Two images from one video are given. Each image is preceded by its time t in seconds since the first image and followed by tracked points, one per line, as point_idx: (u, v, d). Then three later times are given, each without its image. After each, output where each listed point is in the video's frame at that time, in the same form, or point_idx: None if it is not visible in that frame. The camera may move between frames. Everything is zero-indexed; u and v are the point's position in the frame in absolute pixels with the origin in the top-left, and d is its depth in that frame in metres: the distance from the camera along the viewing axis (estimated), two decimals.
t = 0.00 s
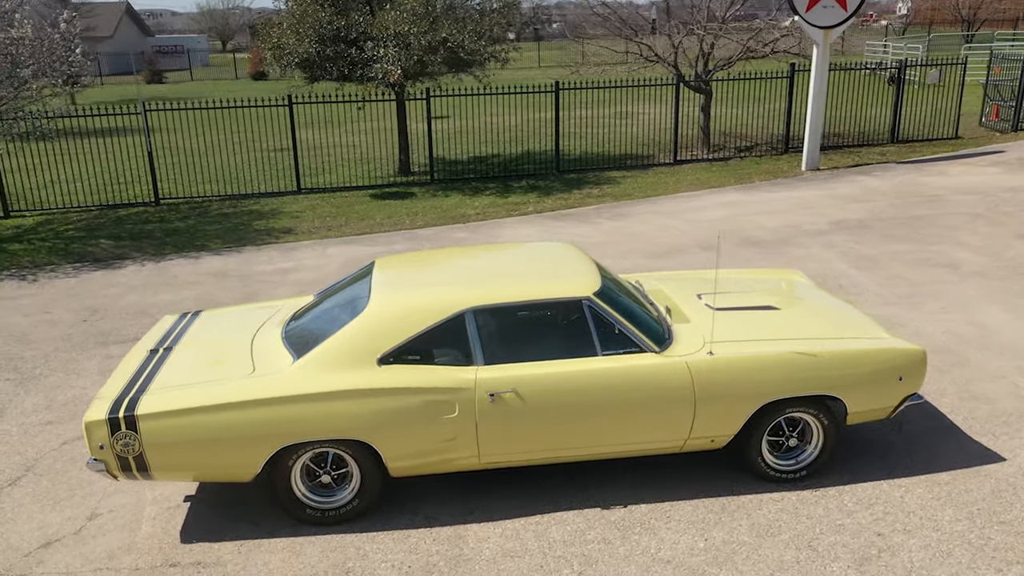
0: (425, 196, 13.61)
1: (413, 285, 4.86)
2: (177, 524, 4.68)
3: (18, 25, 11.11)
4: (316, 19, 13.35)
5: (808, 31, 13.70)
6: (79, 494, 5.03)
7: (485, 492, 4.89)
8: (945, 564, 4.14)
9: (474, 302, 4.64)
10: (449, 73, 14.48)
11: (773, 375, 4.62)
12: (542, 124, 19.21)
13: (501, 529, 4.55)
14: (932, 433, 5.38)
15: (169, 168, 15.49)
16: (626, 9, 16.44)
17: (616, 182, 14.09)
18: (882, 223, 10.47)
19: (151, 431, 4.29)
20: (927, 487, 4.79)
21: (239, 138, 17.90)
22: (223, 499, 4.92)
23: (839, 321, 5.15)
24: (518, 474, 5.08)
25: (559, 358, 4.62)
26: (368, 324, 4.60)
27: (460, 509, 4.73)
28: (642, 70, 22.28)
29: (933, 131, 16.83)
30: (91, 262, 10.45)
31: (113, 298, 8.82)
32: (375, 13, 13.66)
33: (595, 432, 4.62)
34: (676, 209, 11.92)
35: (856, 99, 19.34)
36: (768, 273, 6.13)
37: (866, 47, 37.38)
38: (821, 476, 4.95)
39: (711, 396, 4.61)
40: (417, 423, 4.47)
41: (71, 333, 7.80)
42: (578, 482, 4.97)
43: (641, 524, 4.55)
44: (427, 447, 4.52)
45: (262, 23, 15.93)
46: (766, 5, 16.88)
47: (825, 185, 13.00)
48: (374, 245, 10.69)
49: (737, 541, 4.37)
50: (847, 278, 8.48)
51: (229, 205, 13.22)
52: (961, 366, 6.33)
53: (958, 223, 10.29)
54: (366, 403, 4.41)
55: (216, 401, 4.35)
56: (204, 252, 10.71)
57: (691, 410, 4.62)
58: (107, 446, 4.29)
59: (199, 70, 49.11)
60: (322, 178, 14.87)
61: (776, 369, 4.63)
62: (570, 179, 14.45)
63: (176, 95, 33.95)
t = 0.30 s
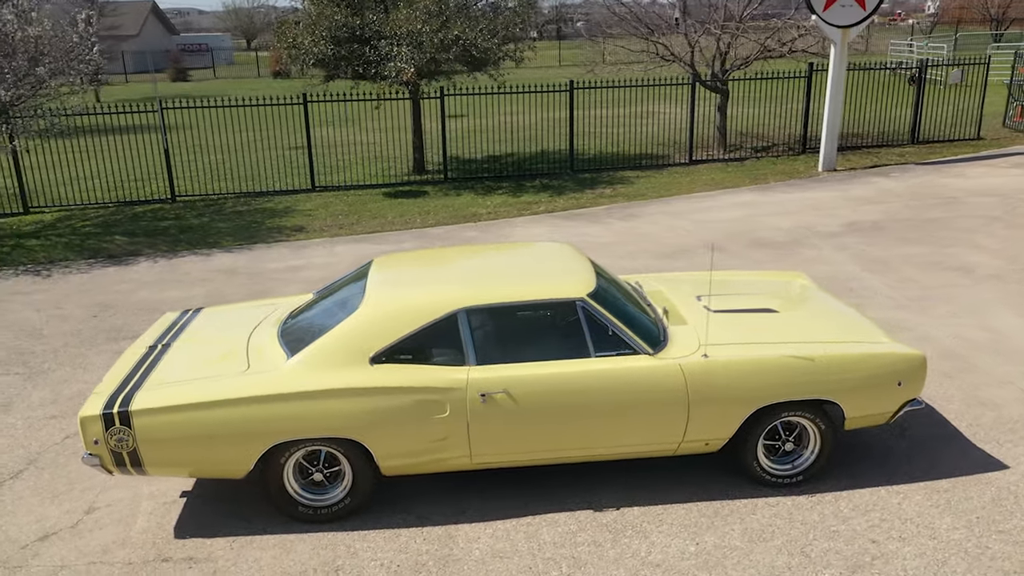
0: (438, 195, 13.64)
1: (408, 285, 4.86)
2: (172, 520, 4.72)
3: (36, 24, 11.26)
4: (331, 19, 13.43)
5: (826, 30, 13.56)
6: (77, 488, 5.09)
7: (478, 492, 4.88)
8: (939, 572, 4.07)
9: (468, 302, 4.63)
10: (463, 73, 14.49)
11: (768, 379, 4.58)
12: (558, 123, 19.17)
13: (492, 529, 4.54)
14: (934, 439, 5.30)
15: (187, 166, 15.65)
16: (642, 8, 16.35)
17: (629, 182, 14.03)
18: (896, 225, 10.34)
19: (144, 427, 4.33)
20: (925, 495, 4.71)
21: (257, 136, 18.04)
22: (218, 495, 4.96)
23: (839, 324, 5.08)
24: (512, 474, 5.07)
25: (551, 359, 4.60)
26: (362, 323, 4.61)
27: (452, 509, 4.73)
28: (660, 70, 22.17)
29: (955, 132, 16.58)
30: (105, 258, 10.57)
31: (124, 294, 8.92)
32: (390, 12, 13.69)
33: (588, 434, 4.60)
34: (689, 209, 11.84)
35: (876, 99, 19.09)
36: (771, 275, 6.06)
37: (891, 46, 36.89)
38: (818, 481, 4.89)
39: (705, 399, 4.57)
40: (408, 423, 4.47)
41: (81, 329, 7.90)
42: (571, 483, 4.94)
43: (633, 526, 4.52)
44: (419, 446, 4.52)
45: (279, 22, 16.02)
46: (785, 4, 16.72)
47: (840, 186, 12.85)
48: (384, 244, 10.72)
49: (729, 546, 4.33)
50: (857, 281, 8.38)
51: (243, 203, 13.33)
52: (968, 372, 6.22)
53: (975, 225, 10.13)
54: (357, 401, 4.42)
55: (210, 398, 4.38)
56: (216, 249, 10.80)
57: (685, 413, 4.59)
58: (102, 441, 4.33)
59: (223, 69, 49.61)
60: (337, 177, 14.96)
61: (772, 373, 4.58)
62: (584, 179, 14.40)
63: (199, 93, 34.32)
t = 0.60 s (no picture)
0: (451, 194, 13.67)
1: (404, 281, 4.89)
2: (169, 511, 4.78)
3: (54, 23, 11.43)
4: (346, 19, 13.50)
5: (843, 30, 13.43)
6: (78, 479, 5.17)
7: (472, 489, 4.90)
8: None
9: (462, 299, 4.65)
10: (478, 72, 14.52)
11: (762, 379, 4.55)
12: (574, 123, 19.15)
13: (484, 526, 4.55)
14: (935, 442, 5.23)
15: (204, 163, 15.81)
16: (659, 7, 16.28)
17: (643, 182, 13.97)
18: (910, 226, 10.22)
19: (141, 420, 4.38)
20: (923, 498, 4.66)
21: (274, 134, 18.18)
22: (216, 488, 5.01)
23: (838, 325, 5.04)
24: (507, 472, 5.07)
25: (544, 358, 4.61)
26: (357, 320, 4.64)
27: (445, 505, 4.74)
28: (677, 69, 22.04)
29: (975, 133, 16.36)
30: (119, 254, 10.70)
31: (136, 289, 9.03)
32: (405, 11, 13.74)
33: (581, 432, 4.60)
34: (701, 210, 11.78)
35: (897, 100, 18.88)
36: (774, 275, 6.03)
37: (916, 46, 36.44)
38: (814, 483, 4.85)
39: (698, 400, 4.55)
40: (400, 419, 4.49)
41: (92, 323, 8.01)
42: (565, 482, 4.94)
43: (624, 526, 4.51)
44: (412, 443, 4.55)
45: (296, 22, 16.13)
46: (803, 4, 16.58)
47: (856, 186, 12.73)
48: (394, 242, 10.77)
49: (719, 547, 4.31)
50: (867, 283, 8.29)
51: (258, 200, 13.44)
52: (974, 375, 6.14)
53: (990, 227, 9.99)
54: (350, 397, 4.45)
55: (205, 392, 4.43)
56: (229, 245, 10.91)
57: (678, 412, 4.57)
58: (99, 433, 4.39)
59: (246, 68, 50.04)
60: (351, 175, 15.05)
61: (766, 374, 4.56)
62: (597, 178, 14.38)
63: (221, 92, 34.67)
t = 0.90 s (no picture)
0: (464, 193, 13.69)
1: (399, 281, 4.90)
2: (165, 506, 4.83)
3: (71, 22, 11.57)
4: (361, 18, 13.55)
5: (861, 30, 13.28)
6: (80, 473, 5.24)
7: (465, 488, 4.90)
8: None
9: (455, 299, 4.66)
10: (492, 72, 14.54)
11: (756, 383, 4.51)
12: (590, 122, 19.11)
13: (475, 526, 4.56)
14: (937, 448, 5.16)
15: (221, 161, 15.96)
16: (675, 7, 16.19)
17: (656, 182, 13.91)
18: (923, 229, 10.09)
19: (136, 416, 4.43)
20: (920, 505, 4.60)
21: (291, 133, 18.32)
22: (213, 484, 5.06)
23: (836, 329, 4.99)
24: (501, 472, 5.08)
25: (537, 358, 4.61)
26: (350, 319, 4.66)
27: (438, 504, 4.76)
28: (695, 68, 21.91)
29: (997, 134, 16.12)
30: (133, 251, 10.83)
31: (148, 286, 9.13)
32: (420, 11, 13.77)
33: (573, 432, 4.59)
34: (713, 210, 11.71)
35: (917, 101, 18.65)
36: (776, 278, 5.98)
37: (940, 46, 35.95)
38: (811, 488, 4.81)
39: (691, 402, 4.52)
40: (392, 418, 4.50)
41: (102, 319, 8.11)
42: (560, 482, 4.94)
43: (616, 528, 4.50)
44: (404, 441, 4.56)
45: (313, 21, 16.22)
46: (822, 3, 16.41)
47: (872, 188, 12.59)
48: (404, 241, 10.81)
49: (710, 550, 4.29)
50: (876, 286, 8.20)
51: (273, 198, 13.54)
52: (979, 381, 6.05)
53: (1006, 231, 9.84)
54: (343, 396, 4.46)
55: (199, 389, 4.47)
56: (242, 243, 10.99)
57: (670, 415, 4.55)
58: (96, 427, 4.44)
59: (267, 66, 50.37)
60: (366, 174, 15.13)
61: (760, 376, 4.52)
62: (611, 178, 14.33)
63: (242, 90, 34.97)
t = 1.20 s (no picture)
0: (476, 192, 13.70)
1: (394, 279, 4.91)
2: (161, 500, 4.87)
3: (87, 21, 11.72)
4: (375, 16, 13.60)
5: (878, 29, 13.11)
6: (79, 466, 5.30)
7: (459, 487, 4.90)
8: None
9: (448, 297, 4.65)
10: (505, 71, 14.52)
11: (750, 384, 4.47)
12: (605, 122, 19.04)
13: (465, 525, 4.55)
14: (937, 453, 5.08)
15: (237, 159, 16.09)
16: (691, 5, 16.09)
17: (669, 182, 13.84)
18: (938, 231, 9.95)
19: (130, 410, 4.48)
20: (916, 511, 4.53)
21: (308, 131, 18.43)
22: (209, 479, 5.10)
23: (834, 331, 4.93)
24: (495, 471, 5.07)
25: (529, 358, 4.59)
26: (344, 317, 4.68)
27: (430, 502, 4.76)
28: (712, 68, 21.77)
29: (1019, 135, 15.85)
30: (146, 247, 10.95)
31: (158, 282, 9.23)
32: (433, 9, 13.79)
33: (565, 432, 4.58)
34: (726, 211, 11.62)
35: (939, 101, 18.39)
36: (777, 280, 5.93)
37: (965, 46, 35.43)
38: (806, 492, 4.75)
39: (684, 403, 4.49)
40: (383, 416, 4.50)
41: (112, 314, 8.21)
42: (553, 483, 4.92)
43: (606, 529, 4.48)
44: (395, 439, 4.56)
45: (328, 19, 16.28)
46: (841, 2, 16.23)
47: (888, 189, 12.43)
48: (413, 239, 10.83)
49: (700, 553, 4.25)
50: (886, 288, 8.09)
51: (286, 196, 13.63)
52: (986, 385, 5.95)
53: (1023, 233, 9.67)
54: (335, 393, 4.47)
55: (193, 384, 4.50)
56: (253, 240, 11.08)
57: (663, 416, 4.52)
58: (91, 421, 4.49)
59: (289, 66, 50.68)
60: (379, 173, 15.19)
61: (754, 378, 4.47)
62: (624, 178, 14.28)
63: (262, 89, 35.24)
